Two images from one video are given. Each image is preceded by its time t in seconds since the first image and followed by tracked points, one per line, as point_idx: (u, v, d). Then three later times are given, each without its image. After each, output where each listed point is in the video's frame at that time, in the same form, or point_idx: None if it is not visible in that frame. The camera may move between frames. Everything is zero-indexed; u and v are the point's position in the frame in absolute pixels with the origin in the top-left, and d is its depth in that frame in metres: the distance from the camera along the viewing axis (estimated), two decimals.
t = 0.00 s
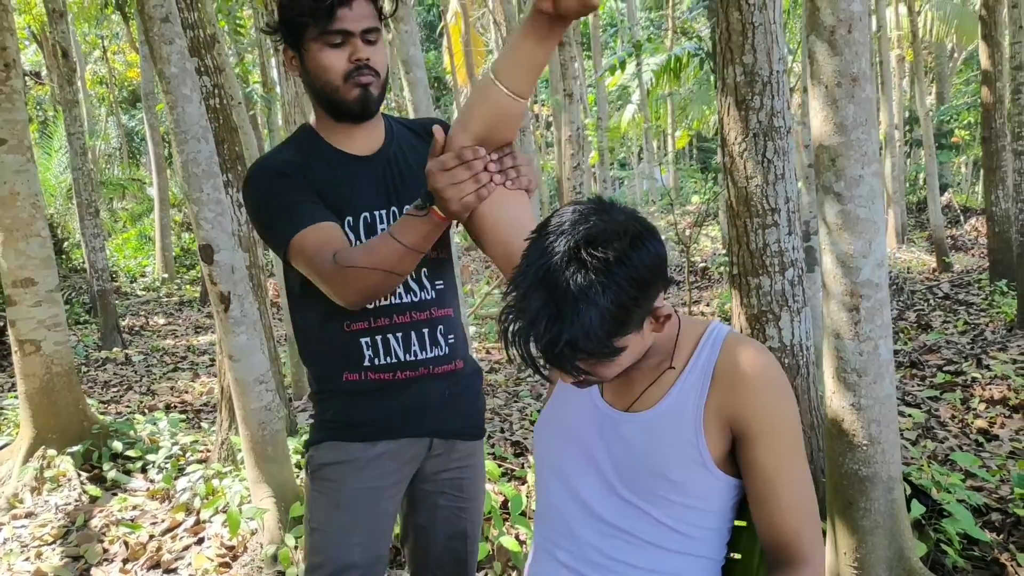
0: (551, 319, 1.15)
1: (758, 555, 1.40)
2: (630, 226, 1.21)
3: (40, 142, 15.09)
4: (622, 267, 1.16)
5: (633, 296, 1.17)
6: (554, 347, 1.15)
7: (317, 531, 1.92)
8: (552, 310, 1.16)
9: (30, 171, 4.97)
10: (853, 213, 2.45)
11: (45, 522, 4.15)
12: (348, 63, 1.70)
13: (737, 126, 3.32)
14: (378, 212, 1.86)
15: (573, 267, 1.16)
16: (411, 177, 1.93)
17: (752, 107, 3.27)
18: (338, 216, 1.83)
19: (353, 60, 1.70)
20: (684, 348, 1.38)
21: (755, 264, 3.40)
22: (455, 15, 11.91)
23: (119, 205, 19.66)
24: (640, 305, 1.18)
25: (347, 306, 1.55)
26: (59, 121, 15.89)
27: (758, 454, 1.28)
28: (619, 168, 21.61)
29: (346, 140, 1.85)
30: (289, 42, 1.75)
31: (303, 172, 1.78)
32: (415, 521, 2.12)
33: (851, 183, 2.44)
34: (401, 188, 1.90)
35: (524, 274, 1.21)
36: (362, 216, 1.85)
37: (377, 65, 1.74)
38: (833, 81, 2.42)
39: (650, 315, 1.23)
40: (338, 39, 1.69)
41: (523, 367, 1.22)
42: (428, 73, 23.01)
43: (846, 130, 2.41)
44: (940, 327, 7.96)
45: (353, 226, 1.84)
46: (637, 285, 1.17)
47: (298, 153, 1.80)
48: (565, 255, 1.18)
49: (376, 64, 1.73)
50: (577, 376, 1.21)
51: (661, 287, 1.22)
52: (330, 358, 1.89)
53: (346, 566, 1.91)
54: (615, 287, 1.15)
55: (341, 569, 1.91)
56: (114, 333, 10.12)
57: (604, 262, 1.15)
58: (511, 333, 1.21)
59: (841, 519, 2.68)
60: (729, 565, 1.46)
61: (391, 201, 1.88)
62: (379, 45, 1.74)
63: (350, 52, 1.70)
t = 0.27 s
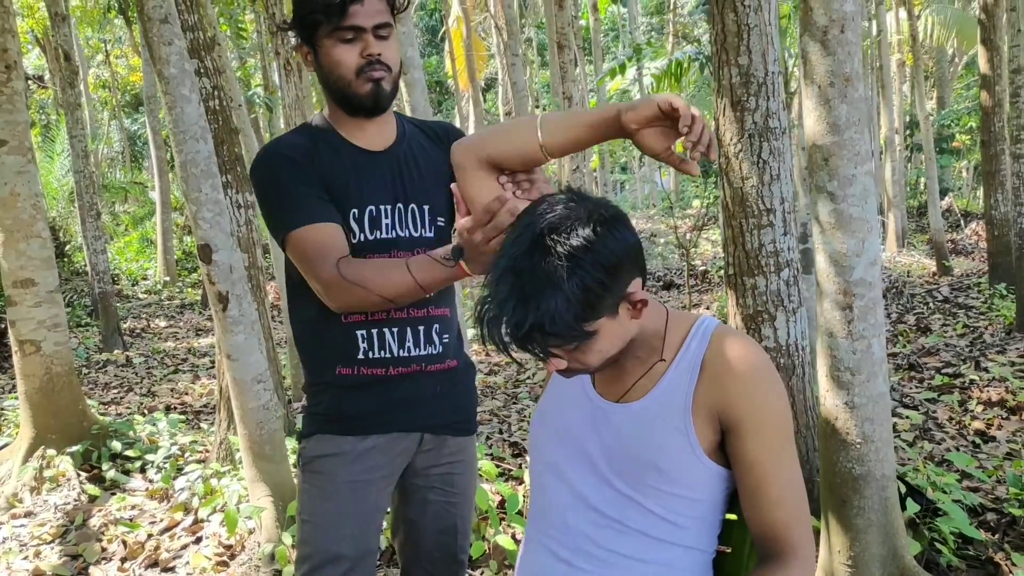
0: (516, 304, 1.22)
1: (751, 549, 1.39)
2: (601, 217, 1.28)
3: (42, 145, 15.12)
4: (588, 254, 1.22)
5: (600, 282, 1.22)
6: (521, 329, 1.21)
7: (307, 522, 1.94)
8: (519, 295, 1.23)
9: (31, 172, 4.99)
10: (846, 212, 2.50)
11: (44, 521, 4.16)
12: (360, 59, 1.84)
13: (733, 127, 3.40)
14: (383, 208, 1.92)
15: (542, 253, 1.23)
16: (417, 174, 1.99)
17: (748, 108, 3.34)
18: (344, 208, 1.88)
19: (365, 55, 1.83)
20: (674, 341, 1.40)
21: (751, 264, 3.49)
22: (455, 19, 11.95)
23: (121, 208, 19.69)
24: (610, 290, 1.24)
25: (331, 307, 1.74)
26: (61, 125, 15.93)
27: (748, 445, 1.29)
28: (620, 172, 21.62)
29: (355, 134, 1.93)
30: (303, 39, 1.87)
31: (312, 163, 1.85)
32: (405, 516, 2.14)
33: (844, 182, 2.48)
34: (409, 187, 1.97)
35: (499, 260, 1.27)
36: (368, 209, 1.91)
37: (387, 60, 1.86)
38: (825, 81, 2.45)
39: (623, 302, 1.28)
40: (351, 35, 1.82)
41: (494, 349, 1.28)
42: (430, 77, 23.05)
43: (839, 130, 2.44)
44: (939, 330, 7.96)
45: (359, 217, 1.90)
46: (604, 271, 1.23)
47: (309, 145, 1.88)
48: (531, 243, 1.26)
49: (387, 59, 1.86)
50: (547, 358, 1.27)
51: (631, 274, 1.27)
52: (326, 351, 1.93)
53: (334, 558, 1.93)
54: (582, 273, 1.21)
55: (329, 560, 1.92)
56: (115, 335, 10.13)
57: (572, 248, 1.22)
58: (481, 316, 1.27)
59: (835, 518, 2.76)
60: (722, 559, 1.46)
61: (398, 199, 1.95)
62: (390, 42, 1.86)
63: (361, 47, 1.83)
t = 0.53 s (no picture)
0: (517, 284, 1.23)
1: (744, 544, 1.39)
2: (604, 202, 1.28)
3: (43, 146, 15.13)
4: (590, 239, 1.22)
5: (602, 267, 1.22)
6: (521, 310, 1.22)
7: (296, 518, 1.95)
8: (519, 275, 1.23)
9: (32, 171, 4.99)
10: (845, 208, 2.55)
11: (44, 519, 4.16)
12: (322, 49, 1.84)
13: (733, 125, 3.42)
14: (374, 200, 1.93)
15: (543, 237, 1.23)
16: (410, 169, 1.99)
17: (748, 105, 3.37)
18: (335, 199, 1.89)
19: (326, 46, 1.83)
20: (672, 333, 1.40)
21: (751, 262, 3.52)
22: (457, 21, 11.95)
23: (122, 210, 19.69)
24: (611, 277, 1.24)
25: (327, 295, 1.71)
26: (63, 126, 15.94)
27: (746, 439, 1.29)
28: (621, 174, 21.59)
29: (342, 125, 1.94)
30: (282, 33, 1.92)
31: (306, 151, 1.85)
32: (396, 512, 2.14)
33: (843, 179, 2.53)
34: (402, 180, 1.97)
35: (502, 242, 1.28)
36: (358, 201, 1.91)
37: (351, 50, 1.84)
38: (824, 78, 2.52)
39: (625, 289, 1.28)
40: (317, 27, 1.84)
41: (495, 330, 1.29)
42: (431, 79, 23.04)
43: (838, 126, 2.50)
44: (940, 331, 7.94)
45: (348, 209, 1.90)
46: (607, 256, 1.23)
47: (304, 133, 1.89)
48: (535, 224, 1.26)
49: (350, 49, 1.84)
50: (547, 342, 1.27)
51: (633, 260, 1.27)
52: (315, 346, 1.93)
53: (324, 554, 1.93)
54: (584, 257, 1.21)
55: (318, 556, 1.93)
56: (115, 335, 10.12)
57: (576, 232, 1.22)
58: (485, 296, 1.28)
59: (834, 515, 2.80)
60: (718, 552, 1.47)
61: (390, 193, 1.95)
62: (357, 32, 1.85)
63: (325, 39, 1.84)
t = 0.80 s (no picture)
0: (514, 283, 1.22)
1: (746, 541, 1.39)
2: (604, 200, 1.28)
3: (45, 147, 15.15)
4: (586, 238, 1.22)
5: (599, 265, 1.22)
6: (518, 309, 1.21)
7: (290, 518, 1.94)
8: (517, 274, 1.23)
9: (33, 170, 4.99)
10: (845, 207, 2.57)
11: (44, 519, 4.16)
12: (318, 44, 1.85)
13: (733, 124, 3.44)
14: (373, 199, 1.93)
15: (541, 237, 1.23)
16: (410, 169, 2.00)
17: (748, 105, 3.40)
18: (334, 196, 1.89)
19: (322, 41, 1.84)
20: (675, 332, 1.40)
21: (751, 261, 3.53)
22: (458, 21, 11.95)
23: (123, 211, 19.69)
24: (610, 275, 1.24)
25: (319, 293, 1.71)
26: (65, 127, 15.96)
27: (748, 438, 1.29)
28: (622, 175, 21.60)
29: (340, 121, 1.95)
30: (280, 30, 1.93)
31: (307, 146, 1.85)
32: (389, 511, 2.14)
33: (843, 177, 2.55)
34: (401, 180, 1.98)
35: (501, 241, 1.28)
36: (357, 198, 1.91)
37: (347, 46, 1.85)
38: (824, 77, 2.53)
39: (624, 286, 1.28)
40: (313, 22, 1.85)
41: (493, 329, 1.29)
42: (432, 80, 23.04)
43: (838, 125, 2.52)
44: (941, 331, 7.94)
45: (347, 207, 1.89)
46: (605, 254, 1.23)
47: (305, 126, 1.88)
48: (530, 225, 1.26)
49: (345, 45, 1.85)
50: (547, 341, 1.27)
51: (632, 257, 1.27)
52: (307, 345, 1.92)
53: (316, 554, 1.93)
54: (581, 256, 1.21)
55: (311, 557, 1.92)
56: (116, 336, 10.12)
57: (573, 231, 1.22)
58: (482, 296, 1.28)
59: (835, 514, 2.80)
60: (720, 549, 1.46)
61: (389, 192, 1.96)
62: (353, 27, 1.86)
63: (320, 34, 1.85)
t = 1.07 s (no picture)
0: (512, 282, 1.22)
1: (741, 539, 1.39)
2: (597, 197, 1.28)
3: (46, 147, 15.15)
4: (582, 233, 1.22)
5: (595, 262, 1.22)
6: (518, 307, 1.21)
7: (282, 517, 1.94)
8: (514, 273, 1.22)
9: (33, 170, 4.98)
10: (845, 206, 2.57)
11: (44, 518, 4.15)
12: (324, 40, 1.84)
13: (733, 122, 3.46)
14: (370, 196, 1.92)
15: (535, 233, 1.23)
16: (409, 166, 1.99)
17: (748, 104, 3.41)
18: (331, 192, 1.89)
19: (328, 36, 1.83)
20: (669, 330, 1.40)
21: (751, 260, 3.53)
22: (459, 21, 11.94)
23: (124, 211, 19.68)
24: (604, 271, 1.24)
25: (314, 289, 1.70)
26: (66, 127, 15.96)
27: (742, 436, 1.29)
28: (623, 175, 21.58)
29: (341, 118, 1.94)
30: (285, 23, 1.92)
31: (305, 142, 1.85)
32: (384, 511, 2.14)
33: (843, 176, 2.55)
34: (399, 178, 1.97)
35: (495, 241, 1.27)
36: (354, 195, 1.90)
37: (353, 41, 1.85)
38: (824, 75, 2.53)
39: (620, 282, 1.28)
40: (319, 17, 1.84)
41: (491, 330, 1.28)
42: (432, 80, 23.02)
43: (838, 123, 2.52)
44: (942, 331, 7.93)
45: (344, 203, 1.89)
46: (601, 250, 1.23)
47: (305, 123, 1.89)
48: (525, 222, 1.26)
49: (352, 40, 1.84)
50: (545, 339, 1.27)
51: (626, 254, 1.27)
52: (301, 343, 1.92)
53: (310, 553, 1.93)
54: (577, 252, 1.21)
55: (304, 557, 1.92)
56: (116, 336, 10.10)
57: (568, 226, 1.22)
58: (478, 296, 1.27)
59: (834, 513, 2.79)
60: (715, 548, 1.46)
61: (387, 190, 1.95)
62: (359, 23, 1.85)
63: (327, 29, 1.84)
